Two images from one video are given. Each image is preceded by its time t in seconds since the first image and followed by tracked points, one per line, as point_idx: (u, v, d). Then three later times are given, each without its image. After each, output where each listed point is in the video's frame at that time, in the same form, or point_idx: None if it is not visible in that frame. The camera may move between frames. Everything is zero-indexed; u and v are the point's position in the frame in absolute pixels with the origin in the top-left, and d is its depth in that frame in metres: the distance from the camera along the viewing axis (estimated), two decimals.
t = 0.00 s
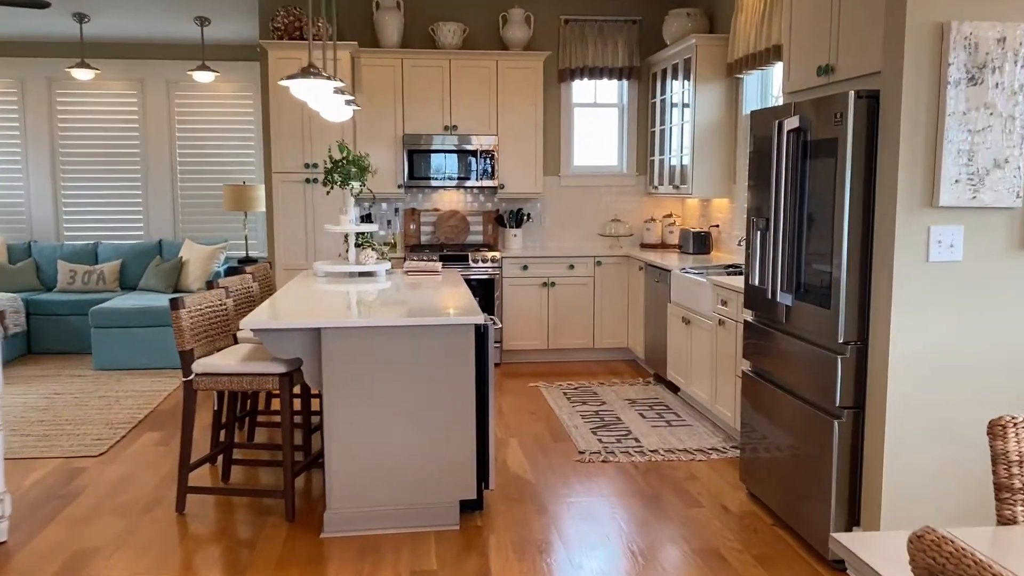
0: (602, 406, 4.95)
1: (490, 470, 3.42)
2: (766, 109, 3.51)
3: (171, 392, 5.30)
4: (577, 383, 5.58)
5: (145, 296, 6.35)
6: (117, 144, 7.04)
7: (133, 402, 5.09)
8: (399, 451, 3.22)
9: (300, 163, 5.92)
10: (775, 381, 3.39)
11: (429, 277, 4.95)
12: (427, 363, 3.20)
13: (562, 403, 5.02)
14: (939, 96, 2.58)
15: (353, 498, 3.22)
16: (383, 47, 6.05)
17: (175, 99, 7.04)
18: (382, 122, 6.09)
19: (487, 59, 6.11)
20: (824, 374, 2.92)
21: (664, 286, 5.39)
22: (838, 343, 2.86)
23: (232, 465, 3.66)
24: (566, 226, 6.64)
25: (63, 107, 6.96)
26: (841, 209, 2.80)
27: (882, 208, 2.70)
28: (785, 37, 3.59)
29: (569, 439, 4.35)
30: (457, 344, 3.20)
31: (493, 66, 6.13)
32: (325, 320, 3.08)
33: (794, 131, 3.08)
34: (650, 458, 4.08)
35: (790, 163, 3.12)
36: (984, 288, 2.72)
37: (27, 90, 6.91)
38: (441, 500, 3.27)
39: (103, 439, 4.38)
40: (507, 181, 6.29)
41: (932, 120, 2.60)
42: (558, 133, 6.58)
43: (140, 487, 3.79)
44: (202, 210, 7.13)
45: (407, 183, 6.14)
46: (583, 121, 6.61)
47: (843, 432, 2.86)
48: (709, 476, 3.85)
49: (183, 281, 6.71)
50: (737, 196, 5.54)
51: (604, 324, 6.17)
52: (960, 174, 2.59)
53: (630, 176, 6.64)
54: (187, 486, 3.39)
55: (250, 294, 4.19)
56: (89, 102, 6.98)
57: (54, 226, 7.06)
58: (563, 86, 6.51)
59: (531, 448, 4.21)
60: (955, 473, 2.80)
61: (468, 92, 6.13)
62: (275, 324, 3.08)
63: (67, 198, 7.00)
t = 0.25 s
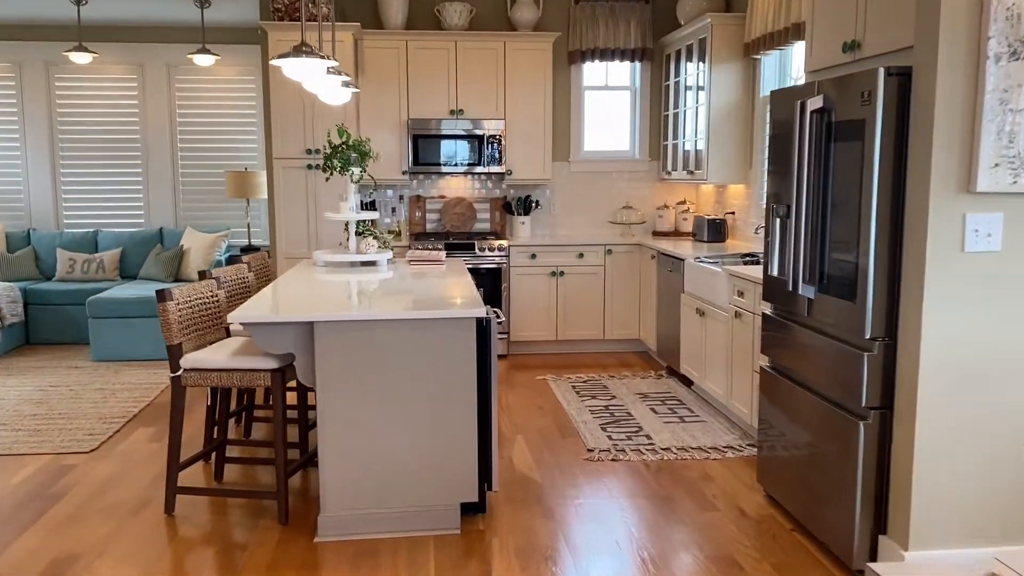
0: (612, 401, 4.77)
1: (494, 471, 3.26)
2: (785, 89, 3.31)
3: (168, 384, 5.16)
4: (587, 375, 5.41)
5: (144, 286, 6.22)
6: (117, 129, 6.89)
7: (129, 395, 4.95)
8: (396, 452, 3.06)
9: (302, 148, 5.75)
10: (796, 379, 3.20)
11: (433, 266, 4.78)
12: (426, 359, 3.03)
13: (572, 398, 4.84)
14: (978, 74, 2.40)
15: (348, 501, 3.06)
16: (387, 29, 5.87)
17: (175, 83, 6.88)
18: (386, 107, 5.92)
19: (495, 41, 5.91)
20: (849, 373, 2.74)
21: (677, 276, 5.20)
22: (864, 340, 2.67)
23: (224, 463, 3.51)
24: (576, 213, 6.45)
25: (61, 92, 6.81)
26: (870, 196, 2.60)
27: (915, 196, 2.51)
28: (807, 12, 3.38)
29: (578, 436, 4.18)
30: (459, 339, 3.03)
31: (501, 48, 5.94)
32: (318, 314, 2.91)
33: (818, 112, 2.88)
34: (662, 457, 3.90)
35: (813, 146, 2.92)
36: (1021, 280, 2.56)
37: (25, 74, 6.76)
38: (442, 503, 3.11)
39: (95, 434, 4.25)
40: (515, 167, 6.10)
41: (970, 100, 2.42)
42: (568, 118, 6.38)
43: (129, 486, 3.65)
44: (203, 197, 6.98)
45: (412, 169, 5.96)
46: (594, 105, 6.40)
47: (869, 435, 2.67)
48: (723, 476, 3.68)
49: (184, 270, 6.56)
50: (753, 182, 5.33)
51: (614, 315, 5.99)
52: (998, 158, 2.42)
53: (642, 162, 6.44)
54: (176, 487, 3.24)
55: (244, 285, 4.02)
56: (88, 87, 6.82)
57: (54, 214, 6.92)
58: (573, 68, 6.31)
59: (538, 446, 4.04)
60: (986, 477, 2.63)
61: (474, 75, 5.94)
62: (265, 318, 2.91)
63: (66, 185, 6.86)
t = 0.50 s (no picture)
0: (620, 398, 4.61)
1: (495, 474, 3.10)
2: (803, 72, 3.12)
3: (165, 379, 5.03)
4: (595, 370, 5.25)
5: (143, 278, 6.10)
6: (116, 118, 6.76)
7: (124, 390, 4.82)
8: (392, 455, 2.91)
9: (302, 136, 5.60)
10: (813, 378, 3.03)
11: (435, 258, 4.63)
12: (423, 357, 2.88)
13: (579, 394, 4.68)
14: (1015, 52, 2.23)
15: (341, 506, 2.91)
16: (390, 14, 5.70)
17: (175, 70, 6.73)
18: (389, 93, 5.75)
19: (500, 25, 5.73)
20: (872, 373, 2.57)
21: (688, 268, 5.02)
22: (889, 338, 2.50)
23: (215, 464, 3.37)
24: (584, 203, 6.28)
25: (59, 79, 6.68)
26: (896, 185, 2.43)
27: (946, 184, 2.34)
28: None
29: (584, 435, 4.02)
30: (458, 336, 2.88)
31: (507, 32, 5.76)
32: (309, 309, 2.76)
33: (839, 96, 2.70)
34: (673, 457, 3.74)
35: (833, 131, 2.74)
36: None
37: (23, 62, 6.63)
38: (439, 508, 2.96)
39: (86, 431, 4.12)
40: (522, 155, 5.94)
41: (1006, 80, 2.25)
42: (576, 104, 6.20)
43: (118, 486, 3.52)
44: (204, 187, 6.84)
45: (415, 158, 5.80)
46: (603, 91, 6.22)
47: (893, 439, 2.50)
48: (736, 478, 3.52)
49: (184, 261, 6.43)
50: (767, 169, 5.14)
51: (623, 307, 5.83)
52: None
53: (653, 150, 6.26)
54: (163, 489, 3.10)
55: (238, 279, 3.87)
56: (86, 75, 6.69)
57: (53, 204, 6.80)
58: (581, 53, 6.12)
59: (544, 445, 3.89)
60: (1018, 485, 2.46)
61: (479, 60, 5.77)
62: (252, 313, 2.76)
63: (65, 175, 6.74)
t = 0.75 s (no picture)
0: (632, 397, 4.44)
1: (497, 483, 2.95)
2: (825, 56, 2.93)
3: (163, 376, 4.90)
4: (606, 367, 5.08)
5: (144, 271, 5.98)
6: (117, 107, 6.62)
7: (121, 387, 4.70)
8: (388, 464, 2.75)
9: (304, 126, 5.45)
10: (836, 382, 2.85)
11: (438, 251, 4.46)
12: (419, 359, 2.71)
13: (588, 393, 4.51)
14: None
15: (335, 517, 2.77)
16: None
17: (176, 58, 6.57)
18: (393, 81, 5.58)
19: (508, 10, 5.54)
20: (900, 381, 2.39)
21: (702, 261, 4.84)
22: (920, 344, 2.32)
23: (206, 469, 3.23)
24: (595, 193, 6.10)
25: (59, 68, 6.54)
26: (928, 178, 2.24)
27: (984, 178, 2.15)
28: None
29: (593, 437, 3.85)
30: (457, 337, 2.72)
31: (515, 17, 5.57)
32: (297, 309, 2.60)
33: (866, 81, 2.51)
34: (685, 462, 3.57)
35: (859, 120, 2.55)
36: None
37: (21, 50, 6.50)
38: (438, 519, 2.80)
39: (79, 431, 3.99)
40: (531, 144, 5.75)
41: None
42: (586, 92, 6.01)
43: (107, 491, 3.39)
44: (206, 177, 6.69)
45: (421, 147, 5.63)
46: (614, 77, 6.02)
47: (922, 453, 2.33)
48: (752, 485, 3.35)
49: (186, 254, 6.30)
50: (785, 158, 4.95)
51: (635, 301, 5.66)
52: None
53: (666, 138, 6.06)
54: (150, 497, 2.96)
55: (231, 274, 3.72)
56: (86, 63, 6.55)
57: (53, 195, 6.68)
58: (592, 38, 5.92)
59: (551, 449, 3.72)
60: None
61: (487, 46, 5.58)
62: (239, 315, 2.61)
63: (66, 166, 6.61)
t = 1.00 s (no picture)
0: (643, 397, 4.28)
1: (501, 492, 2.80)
2: (849, 38, 2.75)
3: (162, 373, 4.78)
4: (617, 365, 4.92)
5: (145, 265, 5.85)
6: (118, 97, 6.49)
7: (118, 385, 4.58)
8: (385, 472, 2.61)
9: (306, 115, 5.30)
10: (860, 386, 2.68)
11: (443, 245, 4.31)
12: (417, 362, 2.57)
13: (598, 393, 4.36)
14: None
15: (329, 528, 2.63)
16: None
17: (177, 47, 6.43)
18: (398, 70, 5.43)
19: None
20: (932, 388, 2.22)
21: (717, 255, 4.67)
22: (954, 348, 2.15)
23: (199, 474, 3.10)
24: (606, 184, 5.94)
25: (58, 58, 6.41)
26: (965, 169, 2.07)
27: None
28: None
29: (603, 440, 3.70)
30: (458, 339, 2.57)
31: (523, 2, 5.40)
32: (288, 309, 2.45)
33: (895, 65, 2.33)
34: (699, 467, 3.41)
35: (887, 106, 2.38)
36: None
37: (20, 39, 6.38)
38: (438, 531, 2.66)
39: (72, 432, 3.87)
40: (539, 134, 5.59)
41: None
42: (597, 80, 5.84)
43: (97, 496, 3.26)
44: (209, 169, 6.55)
45: (427, 138, 5.48)
46: (626, 65, 5.84)
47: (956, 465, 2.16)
48: (770, 492, 3.19)
49: (188, 247, 6.17)
50: (804, 148, 4.77)
51: (647, 296, 5.50)
52: None
53: (680, 127, 5.88)
54: (137, 505, 2.83)
55: (226, 270, 3.58)
56: (86, 52, 6.42)
57: (54, 188, 6.56)
58: (603, 25, 5.74)
59: (558, 452, 3.57)
60: None
61: (494, 33, 5.42)
62: (227, 316, 2.46)
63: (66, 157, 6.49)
